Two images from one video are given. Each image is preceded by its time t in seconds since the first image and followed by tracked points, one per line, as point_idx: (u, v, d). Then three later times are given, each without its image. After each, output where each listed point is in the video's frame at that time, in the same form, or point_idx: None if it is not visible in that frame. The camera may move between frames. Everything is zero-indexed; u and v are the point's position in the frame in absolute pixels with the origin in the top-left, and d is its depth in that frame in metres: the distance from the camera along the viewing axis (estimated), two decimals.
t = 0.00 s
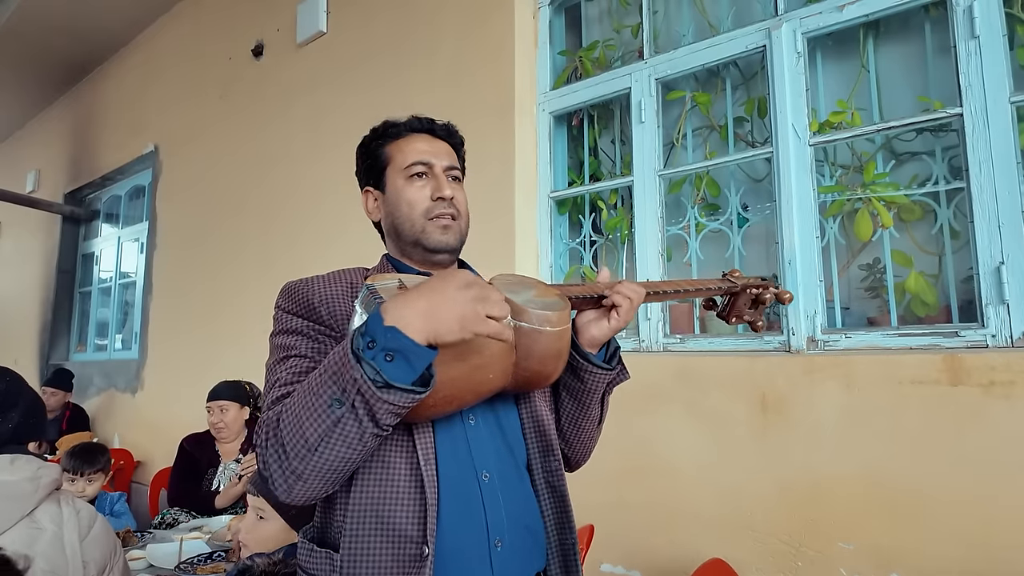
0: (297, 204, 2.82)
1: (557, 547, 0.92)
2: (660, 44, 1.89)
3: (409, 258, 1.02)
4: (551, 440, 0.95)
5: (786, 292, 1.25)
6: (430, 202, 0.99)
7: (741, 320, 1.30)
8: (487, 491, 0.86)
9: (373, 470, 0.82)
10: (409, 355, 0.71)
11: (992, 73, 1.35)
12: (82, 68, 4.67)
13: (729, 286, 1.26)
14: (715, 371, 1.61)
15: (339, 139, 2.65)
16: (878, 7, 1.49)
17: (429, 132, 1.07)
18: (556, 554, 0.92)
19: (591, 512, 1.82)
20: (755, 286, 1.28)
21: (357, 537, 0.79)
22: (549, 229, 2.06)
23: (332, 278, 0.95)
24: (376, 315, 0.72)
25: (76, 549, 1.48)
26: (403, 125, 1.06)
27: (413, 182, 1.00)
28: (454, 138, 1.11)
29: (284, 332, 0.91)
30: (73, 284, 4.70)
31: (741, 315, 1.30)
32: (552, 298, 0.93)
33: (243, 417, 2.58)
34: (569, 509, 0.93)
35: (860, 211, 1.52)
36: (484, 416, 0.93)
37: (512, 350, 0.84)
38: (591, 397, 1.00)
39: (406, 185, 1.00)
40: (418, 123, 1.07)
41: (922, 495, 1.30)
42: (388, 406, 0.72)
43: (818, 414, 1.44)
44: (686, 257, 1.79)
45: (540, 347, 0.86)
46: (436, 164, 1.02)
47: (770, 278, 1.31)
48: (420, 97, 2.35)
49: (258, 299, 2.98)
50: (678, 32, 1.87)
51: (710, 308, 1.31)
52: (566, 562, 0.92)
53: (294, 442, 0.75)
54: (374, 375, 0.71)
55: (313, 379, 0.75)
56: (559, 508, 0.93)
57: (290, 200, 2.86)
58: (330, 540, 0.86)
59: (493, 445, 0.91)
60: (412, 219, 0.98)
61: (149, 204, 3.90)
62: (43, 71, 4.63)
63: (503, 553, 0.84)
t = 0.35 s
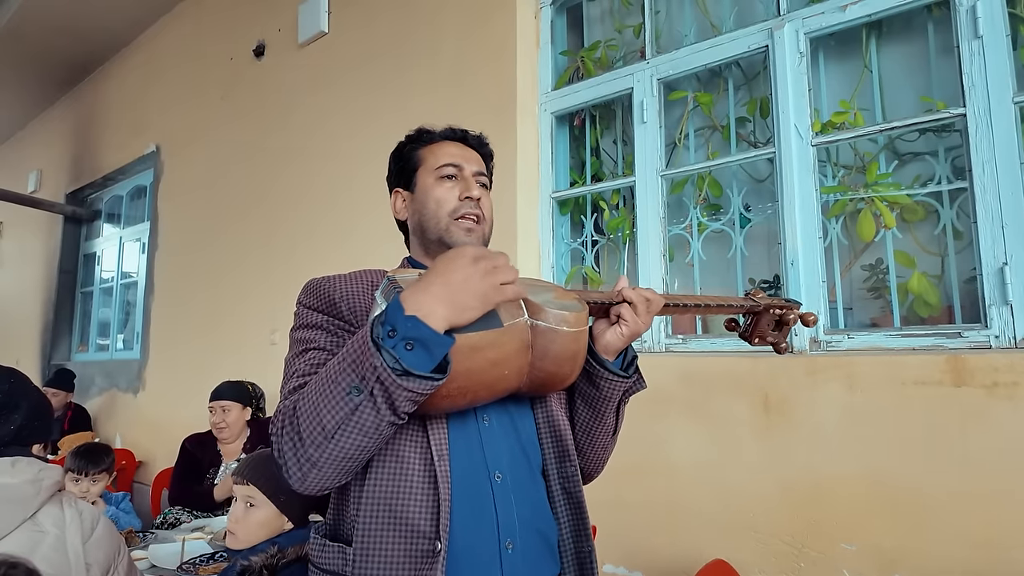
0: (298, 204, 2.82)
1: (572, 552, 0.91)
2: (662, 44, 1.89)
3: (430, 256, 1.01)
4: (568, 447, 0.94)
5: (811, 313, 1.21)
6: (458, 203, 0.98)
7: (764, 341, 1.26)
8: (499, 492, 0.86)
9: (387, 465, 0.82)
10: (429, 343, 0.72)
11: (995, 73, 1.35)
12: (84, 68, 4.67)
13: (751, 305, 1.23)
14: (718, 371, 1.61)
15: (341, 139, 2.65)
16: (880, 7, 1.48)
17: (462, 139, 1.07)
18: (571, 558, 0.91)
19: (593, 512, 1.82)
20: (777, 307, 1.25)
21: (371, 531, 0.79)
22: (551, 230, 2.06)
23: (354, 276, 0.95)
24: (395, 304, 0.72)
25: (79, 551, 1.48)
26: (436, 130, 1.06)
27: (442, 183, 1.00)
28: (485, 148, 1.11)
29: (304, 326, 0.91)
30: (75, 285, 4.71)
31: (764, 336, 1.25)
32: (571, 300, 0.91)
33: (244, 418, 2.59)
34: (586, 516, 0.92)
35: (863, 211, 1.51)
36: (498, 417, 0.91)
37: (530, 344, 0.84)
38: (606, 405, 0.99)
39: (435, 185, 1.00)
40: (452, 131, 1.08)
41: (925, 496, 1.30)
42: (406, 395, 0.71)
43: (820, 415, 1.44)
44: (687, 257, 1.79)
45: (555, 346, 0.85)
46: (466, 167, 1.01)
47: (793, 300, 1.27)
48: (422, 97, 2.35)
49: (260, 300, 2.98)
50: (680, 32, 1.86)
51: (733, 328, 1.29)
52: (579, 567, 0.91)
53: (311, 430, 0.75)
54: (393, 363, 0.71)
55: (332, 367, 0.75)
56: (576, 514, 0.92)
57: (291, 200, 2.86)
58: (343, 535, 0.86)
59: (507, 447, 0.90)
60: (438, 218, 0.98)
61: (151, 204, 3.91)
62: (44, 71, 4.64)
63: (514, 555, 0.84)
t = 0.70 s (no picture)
0: (299, 204, 2.82)
1: (565, 554, 0.91)
2: (661, 44, 1.89)
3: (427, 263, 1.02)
4: (563, 449, 0.93)
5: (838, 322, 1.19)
6: (450, 208, 0.98)
7: (787, 347, 1.23)
8: (491, 494, 0.85)
9: (373, 467, 0.82)
10: (405, 355, 0.71)
11: (994, 71, 1.34)
12: (85, 68, 4.68)
13: (771, 311, 1.19)
14: (717, 371, 1.61)
15: (340, 139, 2.65)
16: (879, 7, 1.48)
17: (453, 138, 1.06)
18: (564, 559, 0.90)
19: (592, 512, 1.82)
20: (801, 310, 1.21)
21: (357, 530, 0.79)
22: (550, 229, 2.06)
23: (353, 277, 0.94)
24: (372, 315, 0.71)
25: (76, 552, 1.48)
26: (428, 130, 1.05)
27: (434, 188, 0.99)
28: (479, 144, 1.09)
29: (302, 327, 0.91)
30: (76, 284, 4.72)
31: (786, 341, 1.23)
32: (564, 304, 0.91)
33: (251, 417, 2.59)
34: (581, 519, 0.91)
35: (862, 210, 1.51)
36: (491, 419, 0.91)
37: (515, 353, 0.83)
38: (603, 410, 0.98)
39: (428, 192, 0.99)
40: (443, 128, 1.06)
41: (924, 496, 1.30)
42: (383, 405, 0.71)
43: (819, 414, 1.44)
44: (686, 257, 1.79)
45: (544, 354, 0.85)
46: (457, 170, 1.00)
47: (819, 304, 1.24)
48: (421, 96, 2.35)
49: (260, 300, 2.99)
50: (679, 32, 1.86)
51: (754, 331, 1.26)
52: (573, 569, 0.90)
53: (294, 437, 0.76)
54: (368, 376, 0.70)
55: (312, 376, 0.75)
56: (570, 516, 0.91)
57: (292, 199, 2.86)
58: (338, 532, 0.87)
59: (501, 449, 0.89)
60: (431, 224, 0.98)
61: (152, 204, 3.91)
62: (45, 71, 4.64)
63: (504, 557, 0.84)
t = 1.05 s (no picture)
0: (300, 204, 2.82)
1: (555, 549, 0.90)
2: (662, 44, 1.89)
3: (412, 265, 1.02)
4: (550, 450, 0.92)
5: (837, 276, 1.16)
6: (429, 213, 0.97)
7: (785, 306, 1.23)
8: (480, 497, 0.86)
9: (365, 479, 0.84)
10: (370, 386, 0.71)
11: (994, 72, 1.35)
12: (86, 68, 4.68)
13: (768, 273, 1.19)
14: (717, 371, 1.61)
15: (341, 139, 2.66)
16: (879, 7, 1.48)
17: (429, 133, 1.03)
18: (554, 556, 0.90)
19: (592, 512, 1.83)
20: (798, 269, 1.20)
21: (351, 542, 0.81)
22: (551, 229, 2.06)
23: (336, 284, 0.94)
24: (334, 349, 0.72)
25: (79, 554, 1.48)
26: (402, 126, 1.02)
27: (413, 192, 0.98)
28: (458, 135, 1.05)
29: (290, 341, 0.92)
30: (78, 284, 4.73)
31: (785, 302, 1.22)
32: (540, 304, 0.90)
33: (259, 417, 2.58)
34: (568, 517, 0.89)
35: (862, 210, 1.51)
36: (481, 423, 0.92)
37: (494, 361, 0.84)
38: (581, 411, 0.97)
39: (406, 195, 0.98)
40: (418, 123, 1.03)
41: (923, 496, 1.30)
42: (351, 436, 0.72)
43: (819, 414, 1.44)
44: (687, 257, 1.80)
45: (524, 357, 0.84)
46: (435, 170, 0.99)
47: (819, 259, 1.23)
48: (422, 97, 2.35)
49: (261, 299, 2.99)
50: (680, 32, 1.87)
51: (750, 295, 1.24)
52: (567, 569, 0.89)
53: (274, 468, 0.77)
54: (333, 408, 0.71)
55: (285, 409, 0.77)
56: (558, 514, 0.90)
57: (293, 199, 2.86)
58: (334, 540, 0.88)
59: (490, 453, 0.90)
60: (413, 230, 0.97)
61: (153, 204, 3.91)
62: (46, 71, 4.64)
63: (496, 560, 0.84)
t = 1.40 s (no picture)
0: (297, 202, 2.80)
1: (543, 556, 0.90)
2: (662, 40, 1.88)
3: (404, 263, 1.00)
4: (542, 458, 0.91)
5: (824, 270, 1.14)
6: (428, 211, 0.95)
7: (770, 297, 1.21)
8: (472, 508, 0.85)
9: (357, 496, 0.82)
10: (368, 435, 0.69)
11: (997, 66, 1.33)
12: (83, 65, 4.66)
13: (760, 267, 1.18)
14: (717, 369, 1.60)
15: (339, 136, 2.64)
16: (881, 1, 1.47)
17: (426, 121, 1.00)
18: (543, 562, 0.90)
19: (591, 512, 1.82)
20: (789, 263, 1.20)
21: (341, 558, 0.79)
22: (550, 226, 2.05)
23: (320, 285, 0.92)
24: (332, 396, 0.70)
25: (74, 551, 1.47)
26: (396, 113, 0.99)
27: (408, 186, 0.96)
28: (455, 124, 1.03)
29: (274, 348, 0.90)
30: (74, 282, 4.71)
31: (771, 291, 1.21)
32: (541, 323, 0.91)
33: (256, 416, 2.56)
34: (556, 523, 0.89)
35: (863, 207, 1.50)
36: (474, 435, 0.91)
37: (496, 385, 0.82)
38: (576, 426, 0.98)
39: (402, 190, 0.96)
40: (413, 109, 1.00)
41: (924, 496, 1.29)
42: (349, 484, 0.70)
43: (820, 412, 1.43)
44: (687, 254, 1.78)
45: (528, 381, 0.83)
46: (433, 164, 0.97)
47: (807, 250, 1.23)
48: (420, 93, 2.33)
49: (259, 297, 2.98)
50: (679, 28, 1.85)
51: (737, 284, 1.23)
52: None
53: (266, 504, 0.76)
54: (331, 457, 0.70)
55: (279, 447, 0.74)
56: (548, 524, 0.90)
57: (290, 197, 2.85)
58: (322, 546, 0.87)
59: (482, 465, 0.89)
60: (409, 229, 0.96)
61: (150, 201, 3.90)
62: (43, 68, 4.63)
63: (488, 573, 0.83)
